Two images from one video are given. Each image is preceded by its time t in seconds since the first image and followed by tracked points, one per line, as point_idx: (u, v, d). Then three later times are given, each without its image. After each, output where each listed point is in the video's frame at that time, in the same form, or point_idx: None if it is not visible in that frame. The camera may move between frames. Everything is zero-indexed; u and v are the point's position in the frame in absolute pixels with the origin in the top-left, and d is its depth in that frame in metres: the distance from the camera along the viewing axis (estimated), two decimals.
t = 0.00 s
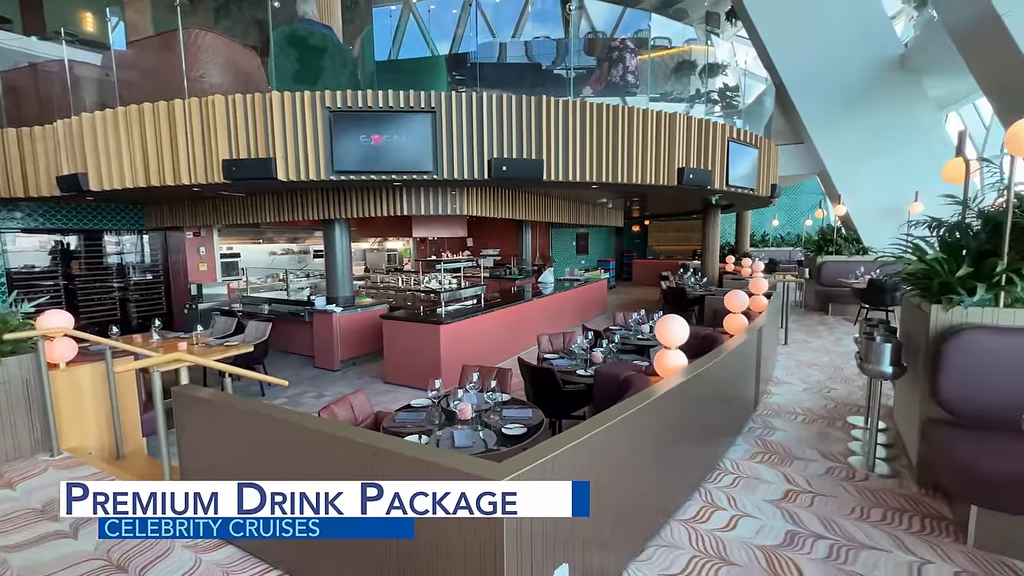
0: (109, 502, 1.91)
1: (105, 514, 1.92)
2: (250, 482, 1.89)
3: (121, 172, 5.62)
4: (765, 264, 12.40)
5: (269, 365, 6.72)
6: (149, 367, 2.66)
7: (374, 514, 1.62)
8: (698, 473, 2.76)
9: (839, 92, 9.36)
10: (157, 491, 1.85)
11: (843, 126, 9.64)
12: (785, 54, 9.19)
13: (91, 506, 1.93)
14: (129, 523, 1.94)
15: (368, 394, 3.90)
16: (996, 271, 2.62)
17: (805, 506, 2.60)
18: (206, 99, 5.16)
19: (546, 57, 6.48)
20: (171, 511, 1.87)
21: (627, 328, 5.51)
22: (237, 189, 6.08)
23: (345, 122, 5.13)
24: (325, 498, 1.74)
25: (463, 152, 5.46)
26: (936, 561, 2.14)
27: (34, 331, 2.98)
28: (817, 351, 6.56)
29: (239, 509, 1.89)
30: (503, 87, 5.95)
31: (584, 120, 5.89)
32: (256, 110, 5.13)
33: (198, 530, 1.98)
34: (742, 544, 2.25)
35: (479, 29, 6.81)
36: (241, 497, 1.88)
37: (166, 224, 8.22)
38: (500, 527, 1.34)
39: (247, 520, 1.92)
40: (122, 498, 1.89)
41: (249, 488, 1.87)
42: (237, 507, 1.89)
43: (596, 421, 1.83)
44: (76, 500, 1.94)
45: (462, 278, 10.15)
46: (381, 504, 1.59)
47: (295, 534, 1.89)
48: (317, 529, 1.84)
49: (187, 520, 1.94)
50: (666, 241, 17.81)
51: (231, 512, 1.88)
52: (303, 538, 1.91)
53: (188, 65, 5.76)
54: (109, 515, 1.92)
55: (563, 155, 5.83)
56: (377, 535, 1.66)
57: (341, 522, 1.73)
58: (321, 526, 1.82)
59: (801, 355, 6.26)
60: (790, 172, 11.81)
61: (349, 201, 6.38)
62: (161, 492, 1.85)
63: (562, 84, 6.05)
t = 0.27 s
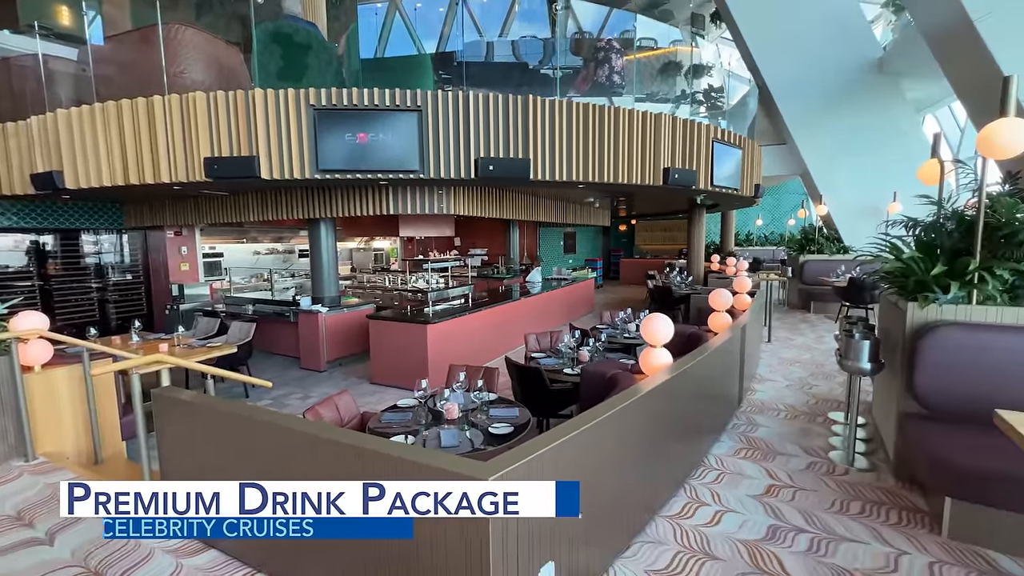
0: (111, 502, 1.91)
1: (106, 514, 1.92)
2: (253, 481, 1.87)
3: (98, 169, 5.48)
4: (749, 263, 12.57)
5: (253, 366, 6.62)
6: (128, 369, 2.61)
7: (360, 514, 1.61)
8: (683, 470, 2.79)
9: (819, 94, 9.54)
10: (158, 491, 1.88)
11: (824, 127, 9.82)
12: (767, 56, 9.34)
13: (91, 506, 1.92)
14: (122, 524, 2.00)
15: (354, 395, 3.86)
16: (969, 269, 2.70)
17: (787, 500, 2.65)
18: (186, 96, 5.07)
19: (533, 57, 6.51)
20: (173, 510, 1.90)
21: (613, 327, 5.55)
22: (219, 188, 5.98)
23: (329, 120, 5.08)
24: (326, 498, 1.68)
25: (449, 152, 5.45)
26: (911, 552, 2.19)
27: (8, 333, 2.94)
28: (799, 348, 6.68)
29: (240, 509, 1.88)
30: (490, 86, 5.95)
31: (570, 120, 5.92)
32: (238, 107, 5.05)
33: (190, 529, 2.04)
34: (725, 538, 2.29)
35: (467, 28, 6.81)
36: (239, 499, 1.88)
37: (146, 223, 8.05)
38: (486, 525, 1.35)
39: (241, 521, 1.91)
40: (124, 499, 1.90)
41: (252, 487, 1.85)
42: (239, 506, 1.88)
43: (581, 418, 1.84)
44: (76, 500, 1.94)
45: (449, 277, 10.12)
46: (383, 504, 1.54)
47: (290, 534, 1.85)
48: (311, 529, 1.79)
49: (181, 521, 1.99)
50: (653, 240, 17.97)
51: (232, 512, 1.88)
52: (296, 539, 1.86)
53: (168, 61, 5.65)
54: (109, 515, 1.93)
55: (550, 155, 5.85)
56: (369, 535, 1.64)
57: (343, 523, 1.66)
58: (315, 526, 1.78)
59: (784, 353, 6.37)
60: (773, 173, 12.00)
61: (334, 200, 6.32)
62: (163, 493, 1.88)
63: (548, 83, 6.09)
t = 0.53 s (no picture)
0: (115, 502, 1.90)
1: (112, 513, 1.91)
2: (257, 481, 1.81)
3: (74, 167, 5.35)
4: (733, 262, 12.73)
5: (236, 367, 6.52)
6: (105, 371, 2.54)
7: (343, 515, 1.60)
8: (667, 466, 2.82)
9: (801, 96, 9.70)
10: (163, 490, 1.87)
11: (805, 129, 10.00)
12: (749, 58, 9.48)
13: (97, 505, 1.91)
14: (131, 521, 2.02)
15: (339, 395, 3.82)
16: (942, 268, 2.78)
17: (768, 495, 2.69)
18: (165, 92, 4.97)
19: (519, 56, 6.52)
20: (176, 511, 1.89)
21: (599, 326, 5.58)
22: (200, 186, 5.88)
23: (312, 118, 5.02)
24: (330, 498, 1.61)
25: (435, 151, 5.43)
26: (887, 544, 2.25)
27: None
28: (781, 346, 6.79)
29: (244, 508, 1.83)
30: (476, 85, 5.94)
31: (556, 120, 5.94)
32: (219, 104, 4.97)
33: (177, 531, 2.02)
34: (708, 533, 2.32)
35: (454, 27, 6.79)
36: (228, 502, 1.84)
37: (125, 222, 7.88)
38: (471, 523, 1.35)
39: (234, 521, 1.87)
40: (128, 498, 1.89)
41: (256, 488, 1.78)
42: (241, 506, 1.83)
43: (565, 416, 1.85)
44: (81, 499, 1.92)
45: (436, 277, 10.08)
46: (387, 504, 1.47)
47: (273, 535, 1.83)
48: (297, 529, 1.76)
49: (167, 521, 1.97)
50: (639, 240, 18.13)
51: (235, 513, 1.84)
52: (283, 538, 1.82)
53: (146, 56, 5.52)
54: (114, 514, 1.92)
55: (536, 155, 5.86)
56: (358, 535, 1.62)
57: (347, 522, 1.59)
58: (301, 526, 1.75)
59: (767, 350, 6.47)
60: (756, 173, 12.18)
61: (318, 199, 6.25)
62: (167, 492, 1.87)
63: (534, 83, 6.10)
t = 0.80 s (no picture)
0: (123, 502, 1.90)
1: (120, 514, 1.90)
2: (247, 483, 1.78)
3: (48, 165, 5.21)
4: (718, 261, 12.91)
5: (219, 369, 6.42)
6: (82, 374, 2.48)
7: (327, 513, 1.59)
8: (652, 463, 2.85)
9: (783, 97, 9.86)
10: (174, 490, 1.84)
11: (787, 130, 10.18)
12: (733, 60, 9.61)
13: (105, 506, 1.89)
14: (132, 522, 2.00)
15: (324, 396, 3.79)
16: (917, 266, 2.86)
17: (750, 490, 2.74)
18: (144, 89, 4.86)
19: (506, 55, 6.52)
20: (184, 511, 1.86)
21: (586, 325, 5.61)
22: (181, 185, 5.76)
23: (296, 116, 4.96)
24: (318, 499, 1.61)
25: (421, 150, 5.40)
26: (864, 535, 2.30)
27: None
28: (764, 343, 6.90)
29: (253, 508, 1.76)
30: (463, 84, 5.92)
31: (543, 120, 5.97)
32: (200, 101, 4.88)
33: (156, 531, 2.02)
34: (692, 529, 2.35)
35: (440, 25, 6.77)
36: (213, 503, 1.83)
37: (103, 221, 7.70)
38: (456, 523, 1.35)
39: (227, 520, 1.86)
40: (137, 498, 1.89)
41: (264, 487, 1.71)
42: (246, 506, 1.78)
43: (551, 415, 1.86)
44: (89, 500, 1.87)
45: (423, 276, 10.03)
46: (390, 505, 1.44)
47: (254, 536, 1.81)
48: (269, 528, 1.79)
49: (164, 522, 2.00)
50: (626, 239, 18.26)
51: (244, 513, 1.78)
52: (265, 540, 1.81)
53: (124, 51, 5.40)
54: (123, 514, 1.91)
55: (522, 154, 5.87)
56: (345, 535, 1.61)
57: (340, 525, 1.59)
58: (273, 526, 1.77)
59: (751, 348, 6.57)
60: (739, 173, 12.35)
61: (303, 198, 6.18)
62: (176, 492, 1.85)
63: (520, 83, 6.12)
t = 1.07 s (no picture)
0: (144, 502, 2.00)
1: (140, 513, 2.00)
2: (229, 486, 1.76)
3: (22, 162, 5.06)
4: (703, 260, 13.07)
5: (202, 371, 6.32)
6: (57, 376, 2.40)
7: (313, 514, 1.58)
8: (638, 460, 2.87)
9: (766, 99, 10.01)
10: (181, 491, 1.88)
11: (770, 131, 10.34)
12: (717, 61, 9.72)
13: (126, 505, 2.01)
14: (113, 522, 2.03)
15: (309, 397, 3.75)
16: (893, 265, 2.94)
17: (734, 485, 2.78)
18: (122, 85, 4.76)
19: (493, 54, 6.50)
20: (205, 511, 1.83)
21: (573, 324, 5.64)
22: (161, 183, 5.65)
23: (279, 114, 4.90)
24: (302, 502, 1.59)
25: (407, 149, 5.37)
26: (844, 528, 2.36)
27: None
28: (749, 341, 7.01)
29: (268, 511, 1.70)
30: (449, 83, 5.90)
31: (529, 120, 5.98)
32: (180, 98, 4.79)
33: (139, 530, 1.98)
34: (677, 524, 2.38)
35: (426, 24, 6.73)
36: (194, 498, 1.85)
37: (80, 220, 7.50)
38: (443, 525, 1.35)
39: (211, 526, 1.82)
40: (157, 499, 1.96)
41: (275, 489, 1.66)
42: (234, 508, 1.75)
43: (538, 414, 1.87)
44: (111, 499, 2.00)
45: (410, 276, 9.98)
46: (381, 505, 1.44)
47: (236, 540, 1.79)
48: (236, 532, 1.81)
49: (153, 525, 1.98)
50: (613, 238, 18.38)
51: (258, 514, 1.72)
52: (247, 543, 1.79)
53: (101, 46, 5.26)
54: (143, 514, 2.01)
55: (508, 154, 5.88)
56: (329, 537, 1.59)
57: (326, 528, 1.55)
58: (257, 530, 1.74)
59: (735, 346, 6.67)
60: (724, 173, 12.51)
61: (287, 197, 6.10)
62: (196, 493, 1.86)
63: (507, 82, 6.11)
